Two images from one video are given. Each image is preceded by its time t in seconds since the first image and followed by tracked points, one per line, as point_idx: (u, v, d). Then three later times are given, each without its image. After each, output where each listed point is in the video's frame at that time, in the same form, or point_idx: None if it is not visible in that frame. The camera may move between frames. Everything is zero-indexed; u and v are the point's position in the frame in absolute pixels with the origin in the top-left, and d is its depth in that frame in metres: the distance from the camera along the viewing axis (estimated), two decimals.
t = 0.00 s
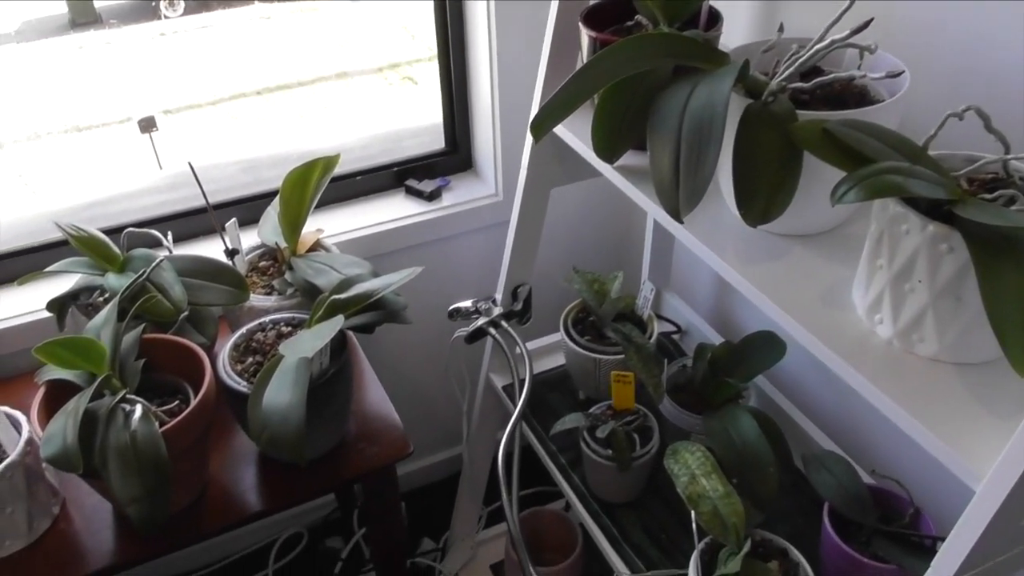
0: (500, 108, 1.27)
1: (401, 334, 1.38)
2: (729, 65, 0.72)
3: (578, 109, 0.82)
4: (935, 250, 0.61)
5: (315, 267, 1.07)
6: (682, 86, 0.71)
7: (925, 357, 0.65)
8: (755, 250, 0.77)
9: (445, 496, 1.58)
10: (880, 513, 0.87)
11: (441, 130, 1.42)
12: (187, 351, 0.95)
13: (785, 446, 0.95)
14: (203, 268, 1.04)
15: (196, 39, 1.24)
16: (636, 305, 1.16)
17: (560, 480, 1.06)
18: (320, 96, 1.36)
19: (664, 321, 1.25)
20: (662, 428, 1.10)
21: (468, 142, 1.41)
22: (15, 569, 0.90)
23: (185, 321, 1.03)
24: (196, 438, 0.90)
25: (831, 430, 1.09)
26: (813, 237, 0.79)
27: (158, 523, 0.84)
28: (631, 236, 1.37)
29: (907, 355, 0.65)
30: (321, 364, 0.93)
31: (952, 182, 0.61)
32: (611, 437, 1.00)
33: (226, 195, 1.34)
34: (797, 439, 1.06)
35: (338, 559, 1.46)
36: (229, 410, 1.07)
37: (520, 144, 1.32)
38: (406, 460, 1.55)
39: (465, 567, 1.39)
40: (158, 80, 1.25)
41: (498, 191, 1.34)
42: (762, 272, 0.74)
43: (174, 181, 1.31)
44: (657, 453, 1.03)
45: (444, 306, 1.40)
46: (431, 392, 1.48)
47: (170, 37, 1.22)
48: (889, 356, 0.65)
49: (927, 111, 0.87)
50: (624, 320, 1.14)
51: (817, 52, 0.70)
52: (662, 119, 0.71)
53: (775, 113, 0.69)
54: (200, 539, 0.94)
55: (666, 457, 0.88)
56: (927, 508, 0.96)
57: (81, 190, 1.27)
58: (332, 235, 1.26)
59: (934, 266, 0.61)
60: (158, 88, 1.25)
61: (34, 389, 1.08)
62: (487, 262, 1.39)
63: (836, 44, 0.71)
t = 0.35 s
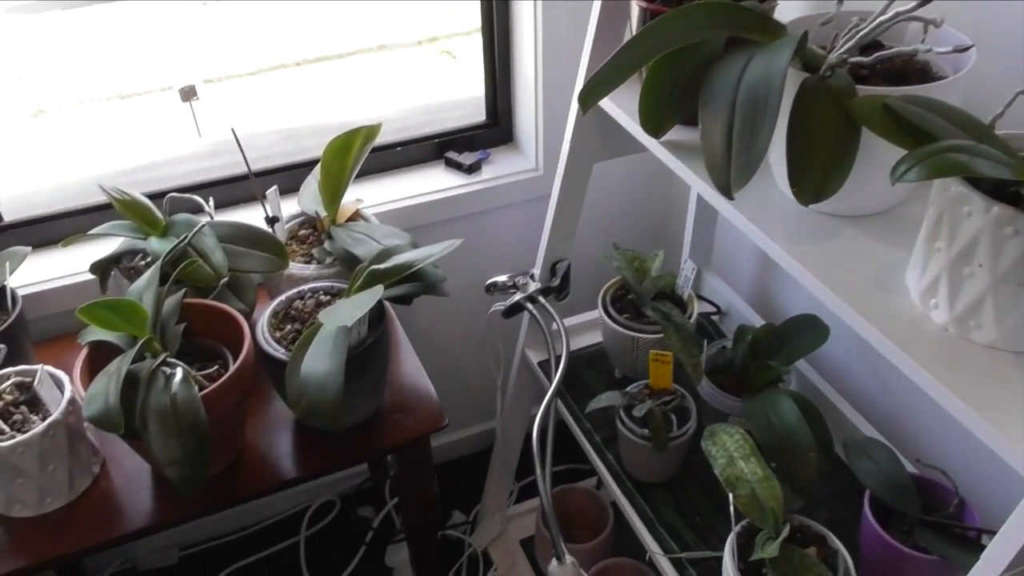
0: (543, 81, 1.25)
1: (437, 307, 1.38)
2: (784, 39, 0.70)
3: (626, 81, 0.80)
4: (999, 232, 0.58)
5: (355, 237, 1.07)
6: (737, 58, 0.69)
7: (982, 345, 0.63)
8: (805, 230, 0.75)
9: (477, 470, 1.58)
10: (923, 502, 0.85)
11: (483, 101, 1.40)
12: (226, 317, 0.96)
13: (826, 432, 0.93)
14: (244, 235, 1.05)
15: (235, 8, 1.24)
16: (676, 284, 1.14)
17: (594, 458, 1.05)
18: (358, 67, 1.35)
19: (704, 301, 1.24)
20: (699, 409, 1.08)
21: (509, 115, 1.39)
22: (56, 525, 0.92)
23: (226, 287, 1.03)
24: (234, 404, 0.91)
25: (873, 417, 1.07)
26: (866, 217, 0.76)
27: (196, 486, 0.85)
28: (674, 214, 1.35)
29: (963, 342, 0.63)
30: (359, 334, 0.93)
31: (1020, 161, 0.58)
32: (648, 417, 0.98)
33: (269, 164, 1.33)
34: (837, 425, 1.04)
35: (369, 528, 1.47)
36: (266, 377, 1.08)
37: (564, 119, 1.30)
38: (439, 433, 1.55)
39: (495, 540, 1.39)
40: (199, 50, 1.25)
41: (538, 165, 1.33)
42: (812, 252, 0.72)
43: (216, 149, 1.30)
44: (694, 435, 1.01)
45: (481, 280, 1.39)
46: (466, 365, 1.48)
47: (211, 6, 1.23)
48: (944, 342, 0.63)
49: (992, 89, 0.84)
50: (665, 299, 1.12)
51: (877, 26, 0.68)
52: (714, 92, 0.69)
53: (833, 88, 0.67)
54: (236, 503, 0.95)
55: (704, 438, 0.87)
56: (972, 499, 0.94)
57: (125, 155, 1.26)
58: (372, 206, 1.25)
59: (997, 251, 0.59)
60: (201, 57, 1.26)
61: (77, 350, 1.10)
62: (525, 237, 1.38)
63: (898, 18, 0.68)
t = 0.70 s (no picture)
0: (590, 61, 1.23)
1: (476, 285, 1.38)
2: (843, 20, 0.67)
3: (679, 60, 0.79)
4: None
5: (397, 213, 1.07)
6: (794, 40, 0.67)
7: None
8: (858, 217, 0.73)
9: (511, 449, 1.58)
10: (970, 499, 0.83)
11: (528, 79, 1.39)
12: (269, 290, 0.97)
13: (870, 424, 0.91)
14: (287, 209, 1.05)
15: None
16: (719, 270, 1.12)
17: (631, 442, 1.05)
18: (399, 43, 1.34)
19: (747, 287, 1.22)
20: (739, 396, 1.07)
21: (554, 94, 1.38)
22: (100, 489, 0.94)
23: (269, 260, 1.04)
24: (275, 375, 0.92)
25: (919, 410, 1.05)
26: (923, 206, 0.74)
27: (237, 455, 0.86)
28: (718, 198, 1.33)
29: (1021, 336, 0.61)
30: (400, 310, 0.93)
31: None
32: (687, 402, 0.98)
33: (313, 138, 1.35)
34: (881, 417, 1.02)
35: (403, 503, 1.48)
36: (307, 350, 1.09)
37: (609, 100, 1.28)
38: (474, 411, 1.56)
39: (527, 520, 1.39)
40: (245, 23, 1.24)
41: (582, 145, 1.31)
42: (865, 240, 0.70)
43: (262, 122, 1.32)
44: (733, 422, 1.00)
45: (521, 259, 1.39)
46: (503, 344, 1.48)
47: None
48: (1001, 335, 0.61)
49: None
50: (707, 284, 1.10)
51: (942, 9, 0.65)
52: (768, 74, 0.67)
53: (893, 70, 0.65)
54: (274, 472, 0.96)
55: (744, 426, 0.86)
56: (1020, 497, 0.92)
57: (172, 127, 1.28)
58: (414, 182, 1.25)
59: None
60: (247, 31, 1.25)
61: (123, 317, 1.12)
62: (566, 218, 1.37)
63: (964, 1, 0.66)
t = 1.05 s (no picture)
0: (640, 42, 1.21)
1: (517, 266, 1.37)
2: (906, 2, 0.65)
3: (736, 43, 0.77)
4: None
5: (442, 193, 1.07)
6: (858, 24, 0.65)
7: None
8: (917, 209, 0.71)
9: (546, 431, 1.58)
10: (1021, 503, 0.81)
11: (576, 59, 1.37)
12: (313, 265, 0.97)
13: (918, 422, 0.89)
14: (332, 184, 1.06)
15: None
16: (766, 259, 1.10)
17: (669, 430, 1.04)
18: (445, 20, 1.33)
19: (793, 278, 1.19)
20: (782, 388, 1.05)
21: (602, 76, 1.36)
22: (144, 454, 0.95)
23: (313, 235, 1.05)
24: (318, 350, 0.92)
25: (968, 409, 1.02)
26: (987, 199, 0.72)
27: (278, 427, 0.87)
28: (767, 185, 1.30)
29: None
30: (443, 290, 0.93)
31: None
32: (729, 393, 0.96)
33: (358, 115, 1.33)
34: (929, 415, 1.00)
35: (437, 481, 1.49)
36: (348, 326, 1.10)
37: (659, 84, 1.26)
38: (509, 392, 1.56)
39: (560, 504, 1.39)
40: None
41: (628, 128, 1.30)
42: (924, 233, 0.68)
43: (308, 98, 1.32)
44: (776, 415, 0.99)
45: (563, 242, 1.38)
46: (542, 327, 1.47)
47: None
48: None
49: None
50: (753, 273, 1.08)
51: None
52: (830, 59, 0.65)
53: (962, 57, 0.62)
54: (314, 446, 0.97)
55: (787, 419, 0.85)
56: None
57: (220, 100, 1.29)
58: (459, 162, 1.25)
59: None
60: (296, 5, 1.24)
61: (169, 286, 1.13)
62: (610, 201, 1.36)
63: None
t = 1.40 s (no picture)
0: (698, 38, 1.18)
1: (562, 263, 1.36)
2: (991, 3, 0.62)
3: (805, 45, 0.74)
4: None
5: (491, 187, 1.05)
6: (938, 27, 0.62)
7: None
8: (991, 223, 0.68)
9: (584, 430, 1.57)
10: None
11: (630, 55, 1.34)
12: (361, 256, 0.97)
13: (978, 441, 0.86)
14: (381, 174, 1.05)
15: None
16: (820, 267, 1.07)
17: (714, 437, 1.02)
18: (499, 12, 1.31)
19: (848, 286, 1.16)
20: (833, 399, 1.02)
21: (656, 72, 1.33)
22: (187, 438, 0.96)
23: (361, 225, 1.04)
24: (363, 342, 0.92)
25: None
26: None
27: (321, 417, 0.87)
28: (823, 190, 1.26)
29: None
30: (490, 286, 0.92)
31: None
32: (780, 402, 0.94)
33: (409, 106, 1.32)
34: (988, 434, 0.97)
35: (473, 475, 1.48)
36: (392, 318, 1.09)
37: (715, 83, 1.23)
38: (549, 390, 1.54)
39: (597, 504, 1.39)
40: None
41: (681, 127, 1.27)
42: (999, 248, 0.65)
43: (358, 87, 1.31)
44: (827, 427, 0.96)
45: (609, 240, 1.35)
46: (584, 326, 1.46)
47: None
48: None
49: None
50: (807, 280, 1.05)
51: None
52: (907, 64, 0.62)
53: None
54: (356, 437, 0.97)
55: (840, 433, 0.81)
56: None
57: (271, 86, 1.28)
58: (509, 156, 1.23)
59: None
60: None
61: (217, 271, 1.13)
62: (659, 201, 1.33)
63: None
